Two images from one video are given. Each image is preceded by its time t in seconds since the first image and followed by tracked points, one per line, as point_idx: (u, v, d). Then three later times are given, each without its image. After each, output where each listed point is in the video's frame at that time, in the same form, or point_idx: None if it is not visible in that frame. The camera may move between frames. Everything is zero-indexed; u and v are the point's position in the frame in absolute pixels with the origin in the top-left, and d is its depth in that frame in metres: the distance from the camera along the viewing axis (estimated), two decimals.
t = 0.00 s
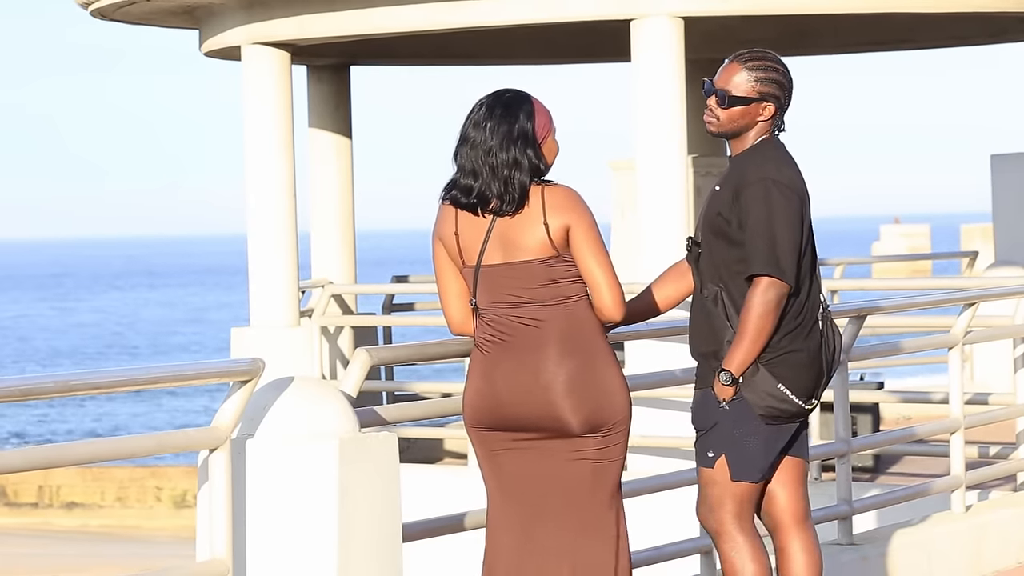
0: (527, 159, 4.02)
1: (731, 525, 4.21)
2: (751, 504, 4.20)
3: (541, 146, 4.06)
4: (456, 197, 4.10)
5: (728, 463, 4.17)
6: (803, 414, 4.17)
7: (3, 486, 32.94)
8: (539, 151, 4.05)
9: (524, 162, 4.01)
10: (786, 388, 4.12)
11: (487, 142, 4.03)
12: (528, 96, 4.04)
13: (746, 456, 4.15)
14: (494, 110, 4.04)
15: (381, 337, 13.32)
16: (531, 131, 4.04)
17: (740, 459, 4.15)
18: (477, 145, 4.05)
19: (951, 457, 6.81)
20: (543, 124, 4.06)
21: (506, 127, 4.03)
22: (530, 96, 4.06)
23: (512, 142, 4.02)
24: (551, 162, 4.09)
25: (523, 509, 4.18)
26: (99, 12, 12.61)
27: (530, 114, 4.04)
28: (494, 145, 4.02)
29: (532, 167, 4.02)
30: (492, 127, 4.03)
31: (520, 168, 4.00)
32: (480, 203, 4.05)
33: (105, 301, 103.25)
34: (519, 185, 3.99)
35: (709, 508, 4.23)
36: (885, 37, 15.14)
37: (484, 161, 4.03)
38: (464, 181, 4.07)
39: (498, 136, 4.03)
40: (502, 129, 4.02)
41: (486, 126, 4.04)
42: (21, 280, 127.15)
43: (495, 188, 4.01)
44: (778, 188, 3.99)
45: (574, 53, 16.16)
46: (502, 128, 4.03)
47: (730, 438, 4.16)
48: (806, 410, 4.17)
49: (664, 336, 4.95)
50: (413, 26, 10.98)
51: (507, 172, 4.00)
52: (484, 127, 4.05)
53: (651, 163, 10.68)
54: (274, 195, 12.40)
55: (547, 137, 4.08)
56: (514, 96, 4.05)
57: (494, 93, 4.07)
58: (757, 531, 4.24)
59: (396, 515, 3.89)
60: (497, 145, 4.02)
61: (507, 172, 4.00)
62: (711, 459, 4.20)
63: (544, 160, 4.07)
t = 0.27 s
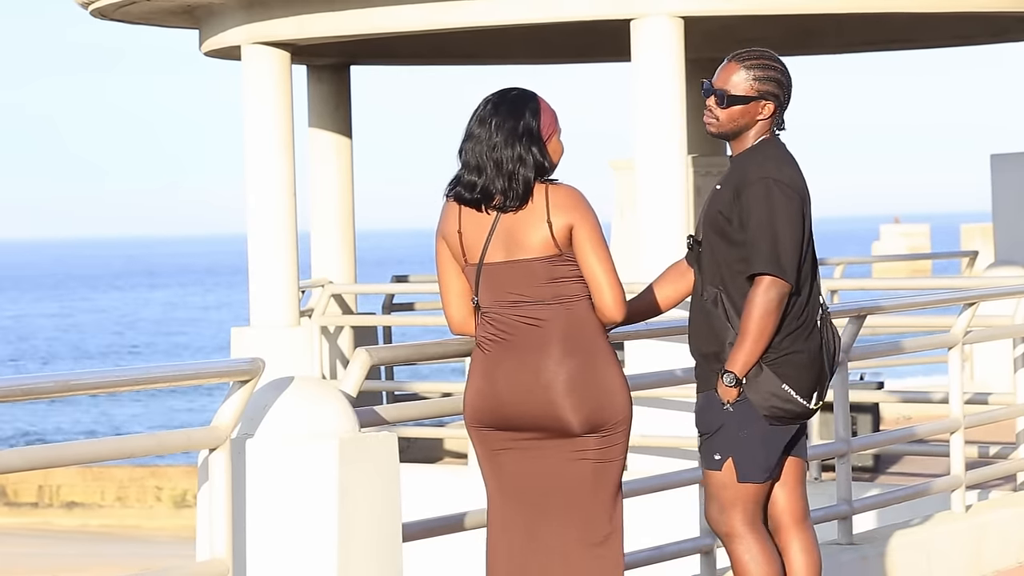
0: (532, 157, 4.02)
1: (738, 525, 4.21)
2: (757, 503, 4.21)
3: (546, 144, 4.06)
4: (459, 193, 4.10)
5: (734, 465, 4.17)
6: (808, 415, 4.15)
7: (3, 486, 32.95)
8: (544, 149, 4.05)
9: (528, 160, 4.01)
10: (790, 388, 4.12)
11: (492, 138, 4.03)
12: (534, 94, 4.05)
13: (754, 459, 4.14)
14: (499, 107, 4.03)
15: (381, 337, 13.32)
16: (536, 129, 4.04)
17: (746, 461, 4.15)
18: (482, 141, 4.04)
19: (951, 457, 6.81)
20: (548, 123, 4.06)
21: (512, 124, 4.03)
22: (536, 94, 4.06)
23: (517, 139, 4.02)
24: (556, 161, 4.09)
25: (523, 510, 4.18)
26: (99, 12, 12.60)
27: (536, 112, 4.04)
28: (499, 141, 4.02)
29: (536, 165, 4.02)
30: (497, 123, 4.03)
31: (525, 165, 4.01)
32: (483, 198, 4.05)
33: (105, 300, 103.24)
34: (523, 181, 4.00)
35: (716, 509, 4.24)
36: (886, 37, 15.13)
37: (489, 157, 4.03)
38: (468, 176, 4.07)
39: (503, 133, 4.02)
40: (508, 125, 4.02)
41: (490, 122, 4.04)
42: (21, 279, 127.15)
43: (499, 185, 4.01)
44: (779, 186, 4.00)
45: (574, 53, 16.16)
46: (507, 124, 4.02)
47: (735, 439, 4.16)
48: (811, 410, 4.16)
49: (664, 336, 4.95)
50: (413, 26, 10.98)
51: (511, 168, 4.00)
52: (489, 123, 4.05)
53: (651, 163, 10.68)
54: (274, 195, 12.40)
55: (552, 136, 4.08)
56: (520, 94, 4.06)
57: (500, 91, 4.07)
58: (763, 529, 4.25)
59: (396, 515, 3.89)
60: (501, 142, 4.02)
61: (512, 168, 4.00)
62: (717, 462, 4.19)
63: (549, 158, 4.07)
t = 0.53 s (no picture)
0: (539, 156, 4.02)
1: (759, 527, 4.22)
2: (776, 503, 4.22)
3: (553, 143, 4.05)
4: (466, 191, 4.09)
5: (748, 466, 4.16)
6: (806, 415, 4.17)
7: (4, 486, 33.02)
8: (551, 149, 4.05)
9: (535, 158, 4.01)
10: (789, 387, 4.13)
11: (498, 136, 4.03)
12: (541, 94, 4.04)
13: (768, 460, 4.15)
14: (506, 106, 4.03)
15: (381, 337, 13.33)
16: (543, 128, 4.04)
17: (759, 461, 4.15)
18: (488, 139, 4.04)
19: (951, 457, 6.81)
20: (555, 122, 4.06)
21: (518, 123, 4.03)
22: (543, 95, 4.06)
23: (524, 137, 4.02)
24: (562, 162, 4.08)
25: (527, 509, 4.17)
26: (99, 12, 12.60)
27: (542, 112, 4.04)
28: (506, 140, 4.02)
29: (543, 163, 4.02)
30: (504, 121, 4.03)
31: (531, 164, 4.00)
32: (490, 197, 4.04)
33: (105, 301, 103.27)
34: (530, 180, 4.00)
35: (735, 510, 4.23)
36: (886, 37, 15.13)
37: (496, 155, 4.03)
38: (475, 174, 4.06)
39: (509, 131, 4.02)
40: (515, 123, 4.02)
41: (497, 120, 4.04)
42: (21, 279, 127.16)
43: (505, 183, 4.01)
44: (778, 185, 4.00)
45: (574, 53, 16.17)
46: (514, 123, 4.02)
47: (741, 439, 4.15)
48: (808, 408, 4.17)
49: (665, 336, 4.95)
50: (413, 26, 10.98)
51: (518, 167, 4.00)
52: (496, 121, 4.05)
53: (652, 163, 10.68)
54: (274, 195, 12.40)
55: (559, 136, 4.08)
56: (527, 93, 4.05)
57: (507, 90, 4.07)
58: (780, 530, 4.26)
59: (395, 515, 3.89)
60: (508, 140, 4.02)
61: (519, 167, 4.00)
62: (729, 464, 4.18)
63: (555, 157, 4.07)
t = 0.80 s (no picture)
0: (544, 156, 4.02)
1: (772, 529, 4.22)
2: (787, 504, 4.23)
3: (558, 143, 4.06)
4: (472, 191, 4.09)
5: (762, 467, 4.16)
6: (814, 415, 4.19)
7: (4, 486, 33.05)
8: (557, 149, 4.06)
9: (541, 159, 4.02)
10: (797, 389, 4.14)
11: (504, 137, 4.04)
12: (547, 94, 4.05)
13: (782, 458, 4.16)
14: (512, 106, 4.04)
15: (381, 337, 13.33)
16: (549, 128, 4.05)
17: (772, 461, 4.15)
18: (494, 139, 4.05)
19: (950, 457, 6.81)
20: (560, 122, 4.06)
21: (524, 123, 4.03)
22: (549, 95, 4.06)
23: (530, 138, 4.03)
24: (567, 162, 4.09)
25: (532, 509, 4.17)
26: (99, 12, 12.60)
27: (548, 112, 4.05)
28: (512, 140, 4.03)
29: (548, 164, 4.02)
30: (510, 121, 4.03)
31: (537, 164, 4.01)
32: (497, 197, 4.04)
33: (105, 301, 103.28)
34: (537, 181, 4.00)
35: (747, 513, 4.22)
36: (886, 37, 15.13)
37: (501, 155, 4.03)
38: (481, 175, 4.06)
39: (515, 131, 4.03)
40: (520, 124, 4.03)
41: (503, 120, 4.04)
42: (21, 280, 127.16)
43: (512, 183, 4.01)
44: (781, 189, 3.99)
45: (574, 53, 16.16)
46: (520, 123, 4.03)
47: (751, 442, 4.15)
48: (815, 409, 4.18)
49: (664, 336, 4.95)
50: (413, 26, 10.98)
51: (525, 167, 4.00)
52: (501, 122, 4.05)
53: (652, 163, 10.68)
54: (274, 196, 12.41)
55: (564, 136, 4.08)
56: (533, 93, 4.06)
57: (513, 90, 4.07)
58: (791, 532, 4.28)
59: (395, 516, 3.89)
60: (514, 140, 4.03)
61: (525, 167, 4.00)
62: (743, 466, 4.16)
63: (560, 157, 4.07)
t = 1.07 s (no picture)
0: (553, 157, 4.02)
1: (774, 529, 4.22)
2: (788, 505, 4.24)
3: (567, 144, 4.05)
4: (480, 191, 4.08)
5: (764, 468, 4.16)
6: (815, 417, 4.19)
7: (3, 486, 33.04)
8: (566, 149, 4.05)
9: (550, 160, 4.01)
10: (799, 391, 4.14)
11: (514, 138, 4.03)
12: (556, 94, 4.04)
13: (783, 458, 4.16)
14: (521, 106, 4.03)
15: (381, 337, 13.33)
16: (558, 128, 4.04)
17: (774, 463, 4.15)
18: (504, 140, 4.04)
19: (950, 457, 6.81)
20: (569, 123, 4.06)
21: (533, 124, 4.02)
22: (558, 95, 4.06)
23: (539, 139, 4.02)
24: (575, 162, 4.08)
25: (538, 508, 4.17)
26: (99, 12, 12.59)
27: (558, 112, 4.04)
28: (521, 141, 4.02)
29: (557, 165, 4.02)
30: (519, 122, 4.03)
31: (546, 166, 4.00)
32: (505, 198, 4.03)
33: (105, 300, 103.28)
34: (545, 183, 4.00)
35: (749, 513, 4.22)
36: (886, 37, 15.13)
37: (511, 156, 4.02)
38: (490, 175, 4.05)
39: (524, 132, 4.02)
40: (530, 124, 4.02)
41: (512, 121, 4.04)
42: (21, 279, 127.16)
43: (521, 184, 4.00)
44: (787, 191, 3.99)
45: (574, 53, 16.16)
46: (529, 124, 4.02)
47: (753, 444, 4.15)
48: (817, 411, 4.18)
49: (665, 336, 4.96)
50: (413, 26, 10.98)
51: (534, 169, 3.99)
52: (510, 122, 4.04)
53: (652, 163, 10.68)
54: (274, 195, 12.41)
55: (573, 137, 4.07)
56: (542, 93, 4.05)
57: (522, 89, 4.07)
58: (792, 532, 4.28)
59: (395, 516, 3.89)
60: (523, 141, 4.02)
61: (534, 169, 3.99)
62: (745, 469, 4.15)
63: (568, 158, 4.06)
